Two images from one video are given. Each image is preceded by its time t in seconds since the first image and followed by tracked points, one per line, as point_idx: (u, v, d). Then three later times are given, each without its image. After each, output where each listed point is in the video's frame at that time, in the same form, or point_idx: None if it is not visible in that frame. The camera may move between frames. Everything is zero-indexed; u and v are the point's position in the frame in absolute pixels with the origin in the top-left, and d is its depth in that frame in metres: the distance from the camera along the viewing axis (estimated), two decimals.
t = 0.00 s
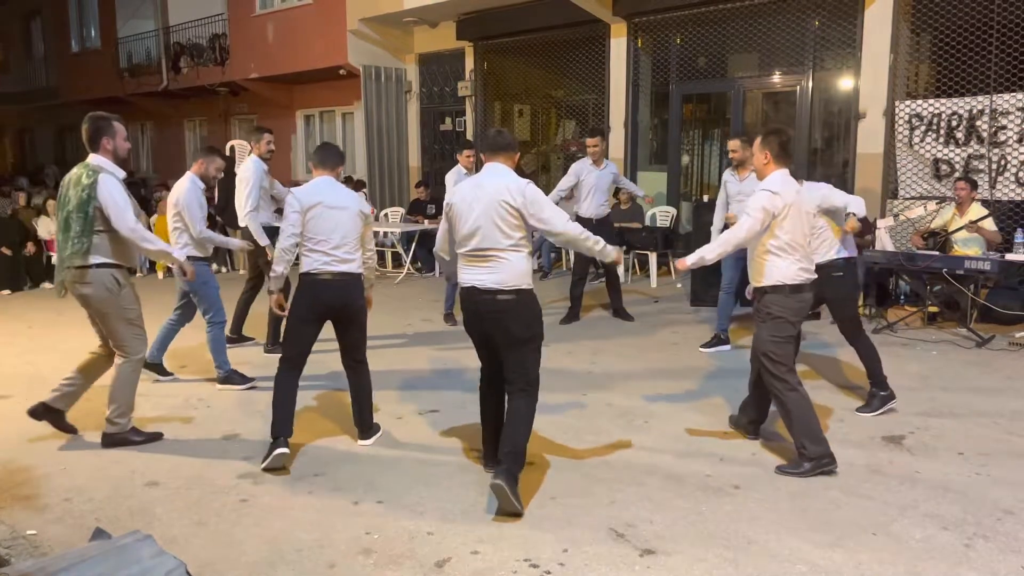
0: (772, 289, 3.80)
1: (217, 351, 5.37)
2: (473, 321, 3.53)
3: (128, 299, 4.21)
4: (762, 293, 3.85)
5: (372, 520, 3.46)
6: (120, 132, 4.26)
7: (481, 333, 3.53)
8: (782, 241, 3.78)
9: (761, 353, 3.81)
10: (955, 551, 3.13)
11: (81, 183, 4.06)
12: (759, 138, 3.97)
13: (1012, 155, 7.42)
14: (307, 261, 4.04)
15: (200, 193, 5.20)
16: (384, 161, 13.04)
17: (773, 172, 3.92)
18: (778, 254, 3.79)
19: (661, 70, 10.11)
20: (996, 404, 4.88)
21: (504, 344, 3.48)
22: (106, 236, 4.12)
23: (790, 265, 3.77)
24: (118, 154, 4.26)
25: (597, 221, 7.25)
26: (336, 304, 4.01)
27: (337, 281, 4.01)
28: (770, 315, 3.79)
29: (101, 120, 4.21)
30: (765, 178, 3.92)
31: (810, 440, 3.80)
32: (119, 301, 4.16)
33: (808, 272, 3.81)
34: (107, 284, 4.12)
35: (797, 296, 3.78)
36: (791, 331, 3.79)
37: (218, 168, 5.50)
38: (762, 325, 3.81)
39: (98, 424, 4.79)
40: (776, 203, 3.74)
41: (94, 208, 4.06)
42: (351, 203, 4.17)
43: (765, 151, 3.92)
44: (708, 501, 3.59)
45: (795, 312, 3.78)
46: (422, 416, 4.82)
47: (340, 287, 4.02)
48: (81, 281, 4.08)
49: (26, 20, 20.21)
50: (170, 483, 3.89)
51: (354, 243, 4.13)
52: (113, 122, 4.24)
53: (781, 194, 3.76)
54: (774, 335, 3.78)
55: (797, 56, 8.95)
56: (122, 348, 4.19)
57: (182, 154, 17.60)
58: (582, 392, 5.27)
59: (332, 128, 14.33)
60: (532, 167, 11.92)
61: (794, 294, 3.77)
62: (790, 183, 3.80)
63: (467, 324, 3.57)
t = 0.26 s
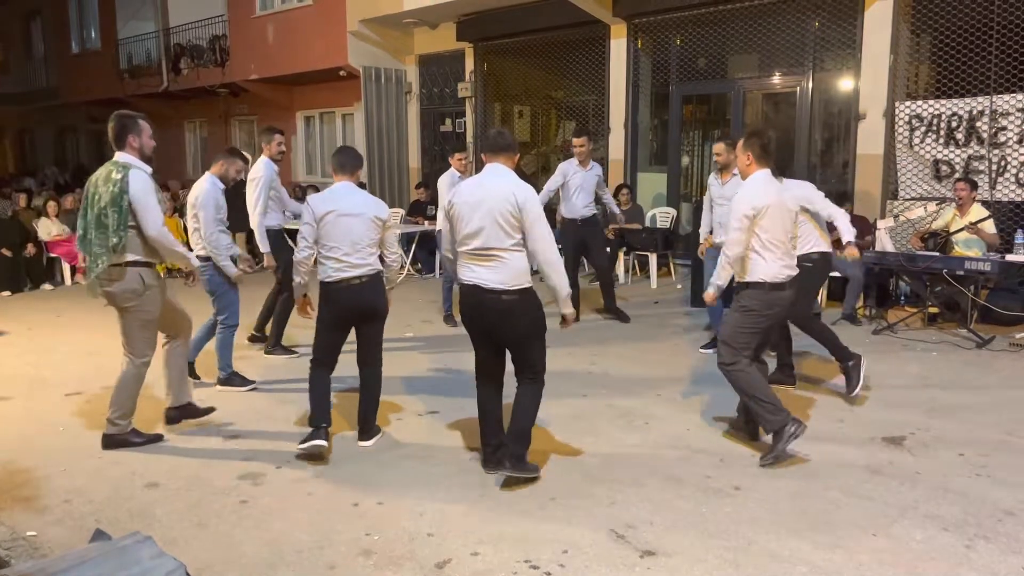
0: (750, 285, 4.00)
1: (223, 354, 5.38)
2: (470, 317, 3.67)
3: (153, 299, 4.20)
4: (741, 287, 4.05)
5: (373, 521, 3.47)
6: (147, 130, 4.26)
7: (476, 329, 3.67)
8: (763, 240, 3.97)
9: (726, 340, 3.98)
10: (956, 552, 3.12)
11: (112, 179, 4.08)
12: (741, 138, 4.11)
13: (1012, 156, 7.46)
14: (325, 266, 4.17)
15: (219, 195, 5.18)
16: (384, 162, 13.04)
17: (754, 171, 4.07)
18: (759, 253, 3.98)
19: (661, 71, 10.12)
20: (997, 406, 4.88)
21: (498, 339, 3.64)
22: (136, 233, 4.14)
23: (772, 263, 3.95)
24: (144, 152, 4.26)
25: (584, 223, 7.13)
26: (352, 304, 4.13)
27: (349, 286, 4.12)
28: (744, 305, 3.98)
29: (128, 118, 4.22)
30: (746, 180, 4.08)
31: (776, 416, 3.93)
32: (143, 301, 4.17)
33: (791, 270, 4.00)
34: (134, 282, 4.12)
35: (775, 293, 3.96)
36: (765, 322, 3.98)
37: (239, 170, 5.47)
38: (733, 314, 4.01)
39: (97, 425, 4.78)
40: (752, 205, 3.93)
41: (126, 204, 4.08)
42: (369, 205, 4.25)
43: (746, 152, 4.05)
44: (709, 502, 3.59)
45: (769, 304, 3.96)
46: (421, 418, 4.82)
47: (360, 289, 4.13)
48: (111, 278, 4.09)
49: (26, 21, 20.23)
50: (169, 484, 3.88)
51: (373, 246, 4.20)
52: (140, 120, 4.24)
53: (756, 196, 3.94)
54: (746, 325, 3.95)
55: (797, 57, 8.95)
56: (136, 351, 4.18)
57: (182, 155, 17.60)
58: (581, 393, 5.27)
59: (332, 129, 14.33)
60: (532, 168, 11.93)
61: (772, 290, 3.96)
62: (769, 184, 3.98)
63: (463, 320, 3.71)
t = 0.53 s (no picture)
0: (737, 279, 4.18)
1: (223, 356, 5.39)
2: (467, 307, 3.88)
3: (182, 307, 4.23)
4: (728, 278, 4.23)
5: (374, 522, 3.46)
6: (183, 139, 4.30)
7: (471, 319, 3.88)
8: (751, 237, 4.18)
9: (709, 321, 4.25)
10: (958, 553, 3.12)
11: (148, 186, 4.13)
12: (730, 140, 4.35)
13: (1013, 157, 7.47)
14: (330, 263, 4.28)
15: (237, 195, 5.17)
16: (384, 165, 13.05)
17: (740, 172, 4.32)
18: (745, 247, 4.18)
19: (661, 72, 10.12)
20: (998, 406, 4.88)
21: (490, 330, 3.87)
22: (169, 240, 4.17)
23: (758, 256, 4.14)
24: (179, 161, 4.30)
25: (570, 224, 6.91)
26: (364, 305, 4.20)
27: (347, 284, 4.21)
28: (728, 297, 4.20)
29: (167, 125, 4.27)
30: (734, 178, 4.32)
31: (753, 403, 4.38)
32: (171, 308, 4.20)
33: (780, 265, 4.19)
34: (166, 287, 4.18)
35: (757, 288, 4.15)
36: (747, 314, 4.19)
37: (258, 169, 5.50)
38: (717, 300, 4.28)
39: (98, 427, 4.78)
40: (741, 203, 4.14)
41: (160, 211, 4.13)
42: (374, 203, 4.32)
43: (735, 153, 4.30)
44: (710, 504, 3.59)
45: (751, 298, 4.16)
46: (422, 419, 4.83)
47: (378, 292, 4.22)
48: (143, 282, 4.17)
49: (26, 25, 20.26)
50: (170, 487, 3.88)
51: (376, 246, 4.27)
52: (178, 129, 4.29)
53: (745, 194, 4.16)
54: (728, 311, 4.20)
55: (797, 59, 8.95)
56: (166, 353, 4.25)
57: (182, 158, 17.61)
58: (582, 394, 5.27)
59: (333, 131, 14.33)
60: (532, 170, 11.94)
61: (755, 286, 4.15)
62: (757, 183, 4.21)
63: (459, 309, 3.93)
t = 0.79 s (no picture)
0: (717, 282, 4.29)
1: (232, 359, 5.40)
2: (477, 307, 3.94)
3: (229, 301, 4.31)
4: (711, 284, 4.35)
5: (375, 525, 3.46)
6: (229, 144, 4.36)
7: (481, 319, 3.94)
8: (725, 241, 4.27)
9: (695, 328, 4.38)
10: (959, 554, 3.12)
11: (194, 190, 4.22)
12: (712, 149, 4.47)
13: (1012, 158, 7.47)
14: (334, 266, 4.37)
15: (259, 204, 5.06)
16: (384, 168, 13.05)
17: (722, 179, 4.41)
18: (722, 252, 4.27)
19: (660, 75, 10.13)
20: (998, 407, 4.88)
21: (500, 328, 3.94)
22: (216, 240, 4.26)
23: (733, 261, 4.23)
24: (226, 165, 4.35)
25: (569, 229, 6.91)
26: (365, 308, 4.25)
27: (349, 286, 4.27)
28: (710, 301, 4.30)
29: (216, 132, 4.33)
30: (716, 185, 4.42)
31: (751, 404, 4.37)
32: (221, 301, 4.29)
33: (756, 269, 4.23)
34: (216, 288, 4.28)
35: (737, 291, 4.22)
36: (728, 318, 4.27)
37: (281, 177, 5.29)
38: (700, 306, 4.40)
39: (98, 432, 4.78)
40: (715, 209, 4.25)
41: (205, 214, 4.21)
42: (372, 205, 4.33)
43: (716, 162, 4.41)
44: (711, 506, 3.59)
45: (730, 303, 4.23)
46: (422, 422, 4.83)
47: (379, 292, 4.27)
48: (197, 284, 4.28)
49: (25, 29, 20.28)
50: (170, 490, 3.88)
51: (376, 248, 4.30)
52: (225, 133, 4.35)
53: (722, 199, 4.24)
54: (710, 317, 4.31)
55: (795, 61, 8.96)
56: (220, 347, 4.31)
57: (181, 162, 17.61)
58: (582, 397, 5.27)
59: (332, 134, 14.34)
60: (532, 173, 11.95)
61: (736, 290, 4.22)
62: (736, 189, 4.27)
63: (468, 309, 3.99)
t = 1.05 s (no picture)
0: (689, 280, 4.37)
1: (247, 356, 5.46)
2: (485, 304, 4.03)
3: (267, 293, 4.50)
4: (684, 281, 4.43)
5: (373, 529, 3.45)
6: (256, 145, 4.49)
7: (488, 317, 4.03)
8: (695, 241, 4.33)
9: (675, 327, 4.46)
10: (958, 556, 3.12)
11: (219, 190, 4.37)
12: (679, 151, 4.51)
13: (1009, 160, 7.48)
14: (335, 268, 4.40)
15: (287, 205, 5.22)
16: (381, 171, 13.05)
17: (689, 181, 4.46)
18: (694, 251, 4.34)
19: (657, 77, 10.14)
20: (996, 409, 4.88)
21: (508, 323, 4.05)
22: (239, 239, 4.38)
23: (704, 260, 4.29)
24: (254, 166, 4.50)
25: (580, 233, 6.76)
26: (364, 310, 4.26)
27: (349, 286, 4.29)
28: (684, 298, 4.39)
29: (246, 135, 4.49)
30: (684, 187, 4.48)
31: (744, 399, 4.42)
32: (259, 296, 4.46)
33: (724, 267, 4.29)
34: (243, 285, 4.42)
35: (707, 288, 4.30)
36: (703, 314, 4.34)
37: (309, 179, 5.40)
38: (677, 305, 4.48)
39: (96, 436, 4.77)
40: (683, 210, 4.31)
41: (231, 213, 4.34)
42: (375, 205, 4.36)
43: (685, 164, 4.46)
44: (710, 508, 3.58)
45: (702, 299, 4.31)
46: (420, 426, 4.82)
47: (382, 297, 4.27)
48: (227, 284, 4.41)
49: (23, 33, 20.28)
50: (168, 495, 3.87)
51: (376, 249, 4.32)
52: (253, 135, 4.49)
53: (691, 200, 4.31)
54: (685, 314, 4.40)
55: (792, 63, 8.98)
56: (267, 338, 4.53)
57: (179, 166, 17.60)
58: (580, 400, 5.26)
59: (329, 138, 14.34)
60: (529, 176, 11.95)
61: (706, 286, 4.30)
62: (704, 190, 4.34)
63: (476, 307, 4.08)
